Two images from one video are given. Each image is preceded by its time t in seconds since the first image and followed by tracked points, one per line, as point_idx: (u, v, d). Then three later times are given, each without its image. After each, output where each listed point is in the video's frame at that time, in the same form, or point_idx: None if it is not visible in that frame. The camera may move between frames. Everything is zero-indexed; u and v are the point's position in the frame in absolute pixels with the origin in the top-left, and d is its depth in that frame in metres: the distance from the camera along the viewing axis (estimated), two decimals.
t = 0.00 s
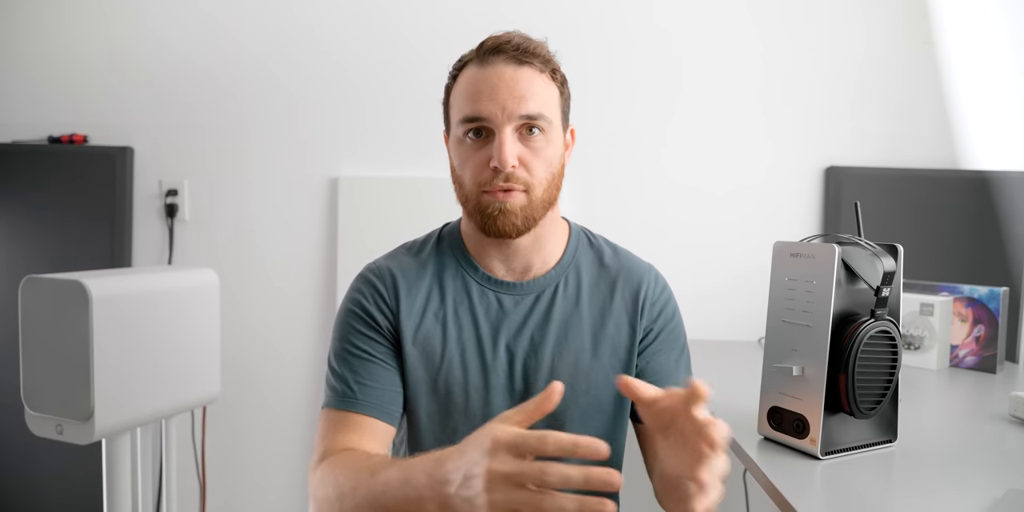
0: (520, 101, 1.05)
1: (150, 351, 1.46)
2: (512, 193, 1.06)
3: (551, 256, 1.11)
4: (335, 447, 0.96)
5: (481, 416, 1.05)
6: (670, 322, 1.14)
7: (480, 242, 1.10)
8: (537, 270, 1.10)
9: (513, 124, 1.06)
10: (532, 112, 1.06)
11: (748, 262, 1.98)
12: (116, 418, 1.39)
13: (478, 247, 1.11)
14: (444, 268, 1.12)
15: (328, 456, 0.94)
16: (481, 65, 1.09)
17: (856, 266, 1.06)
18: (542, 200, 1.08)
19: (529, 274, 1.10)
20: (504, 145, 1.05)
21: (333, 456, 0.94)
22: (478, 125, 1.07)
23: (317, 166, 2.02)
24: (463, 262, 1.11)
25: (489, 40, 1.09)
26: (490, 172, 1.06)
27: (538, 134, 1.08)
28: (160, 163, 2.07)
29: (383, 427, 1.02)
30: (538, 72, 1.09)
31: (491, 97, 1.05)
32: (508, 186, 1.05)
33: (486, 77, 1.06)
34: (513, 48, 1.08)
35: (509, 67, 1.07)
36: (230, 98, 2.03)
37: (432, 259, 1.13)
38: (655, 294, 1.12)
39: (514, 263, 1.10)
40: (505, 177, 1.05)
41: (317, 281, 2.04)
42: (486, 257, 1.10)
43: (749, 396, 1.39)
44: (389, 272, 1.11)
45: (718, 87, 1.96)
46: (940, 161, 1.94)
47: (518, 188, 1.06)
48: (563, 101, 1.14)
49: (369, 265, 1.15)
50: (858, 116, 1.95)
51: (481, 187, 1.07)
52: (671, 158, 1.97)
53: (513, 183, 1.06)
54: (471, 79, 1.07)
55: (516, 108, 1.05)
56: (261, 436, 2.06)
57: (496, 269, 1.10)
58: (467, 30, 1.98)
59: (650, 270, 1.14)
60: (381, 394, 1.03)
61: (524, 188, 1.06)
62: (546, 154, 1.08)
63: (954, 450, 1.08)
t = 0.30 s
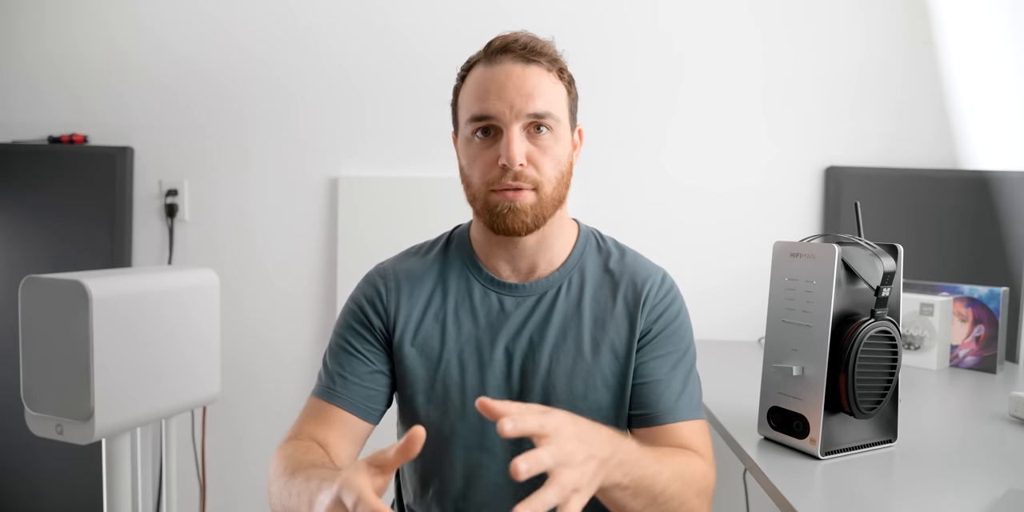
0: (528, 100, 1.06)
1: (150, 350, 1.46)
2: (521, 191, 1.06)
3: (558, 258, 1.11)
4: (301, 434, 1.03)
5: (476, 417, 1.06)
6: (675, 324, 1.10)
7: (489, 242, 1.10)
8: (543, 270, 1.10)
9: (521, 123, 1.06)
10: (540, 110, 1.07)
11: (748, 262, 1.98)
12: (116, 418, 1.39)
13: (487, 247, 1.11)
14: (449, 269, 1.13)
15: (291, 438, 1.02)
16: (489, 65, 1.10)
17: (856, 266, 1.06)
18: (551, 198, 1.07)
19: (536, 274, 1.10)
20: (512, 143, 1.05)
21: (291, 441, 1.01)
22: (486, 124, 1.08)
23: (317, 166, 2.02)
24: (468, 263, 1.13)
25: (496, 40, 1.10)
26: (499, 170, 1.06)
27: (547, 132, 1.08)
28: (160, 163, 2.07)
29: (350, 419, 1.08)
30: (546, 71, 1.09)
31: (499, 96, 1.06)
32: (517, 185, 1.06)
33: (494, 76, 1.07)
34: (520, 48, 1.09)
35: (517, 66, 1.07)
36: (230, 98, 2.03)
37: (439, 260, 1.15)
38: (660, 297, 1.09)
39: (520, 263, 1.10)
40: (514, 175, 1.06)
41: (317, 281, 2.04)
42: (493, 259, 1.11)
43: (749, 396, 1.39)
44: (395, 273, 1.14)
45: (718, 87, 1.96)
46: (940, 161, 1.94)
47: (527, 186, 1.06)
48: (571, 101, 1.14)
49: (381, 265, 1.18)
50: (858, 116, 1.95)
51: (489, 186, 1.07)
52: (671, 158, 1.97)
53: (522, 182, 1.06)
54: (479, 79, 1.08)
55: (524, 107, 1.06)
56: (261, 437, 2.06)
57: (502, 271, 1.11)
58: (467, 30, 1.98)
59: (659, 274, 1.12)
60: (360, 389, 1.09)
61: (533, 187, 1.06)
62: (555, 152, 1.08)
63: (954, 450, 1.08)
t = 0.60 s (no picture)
0: (516, 101, 1.06)
1: (150, 351, 1.46)
2: (514, 192, 1.06)
3: (559, 260, 1.11)
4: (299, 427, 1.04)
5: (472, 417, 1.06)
6: (675, 329, 1.08)
7: (488, 245, 1.11)
8: (543, 271, 1.10)
9: (510, 123, 1.06)
10: (529, 110, 1.06)
11: (748, 262, 1.98)
12: (117, 418, 1.39)
13: (486, 250, 1.12)
14: (451, 270, 1.14)
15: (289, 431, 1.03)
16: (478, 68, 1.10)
17: (856, 266, 1.06)
18: (545, 197, 1.07)
19: (536, 275, 1.10)
20: (502, 144, 1.05)
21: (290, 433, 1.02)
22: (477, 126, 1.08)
23: (317, 166, 2.02)
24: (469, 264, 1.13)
25: (484, 43, 1.11)
26: (490, 172, 1.06)
27: (537, 131, 1.07)
28: (160, 163, 2.07)
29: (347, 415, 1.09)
30: (534, 70, 1.08)
31: (487, 98, 1.06)
32: (509, 186, 1.06)
33: (481, 79, 1.07)
34: (506, 49, 1.09)
35: (503, 67, 1.07)
36: (231, 98, 2.03)
37: (441, 261, 1.16)
38: (660, 302, 1.08)
39: (520, 264, 1.10)
40: (505, 176, 1.05)
41: (317, 281, 2.03)
42: (493, 262, 1.11)
43: (749, 396, 1.39)
44: (398, 273, 1.15)
45: (718, 87, 1.96)
46: (940, 161, 1.94)
47: (519, 186, 1.06)
48: (564, 98, 1.14)
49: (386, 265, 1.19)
50: (858, 116, 1.95)
51: (483, 188, 1.07)
52: (670, 158, 1.97)
53: (514, 182, 1.06)
54: (469, 83, 1.08)
55: (512, 108, 1.06)
56: (261, 437, 2.06)
57: (503, 273, 1.11)
58: (467, 30, 1.97)
59: (662, 278, 1.11)
60: (359, 385, 1.10)
61: (526, 186, 1.06)
62: (547, 150, 1.07)
63: (955, 450, 1.08)
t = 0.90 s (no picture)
0: (496, 104, 1.06)
1: (150, 351, 1.46)
2: (501, 195, 1.07)
3: (557, 259, 1.10)
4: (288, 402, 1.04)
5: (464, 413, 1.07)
6: (670, 327, 1.04)
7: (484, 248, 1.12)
8: (541, 270, 1.10)
9: (493, 127, 1.07)
10: (510, 112, 1.07)
11: (749, 262, 1.98)
12: (117, 418, 1.40)
13: (483, 252, 1.13)
14: (452, 269, 1.16)
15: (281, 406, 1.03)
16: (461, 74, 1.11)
17: (856, 266, 1.06)
18: (533, 197, 1.07)
19: (534, 275, 1.10)
20: (484, 148, 1.06)
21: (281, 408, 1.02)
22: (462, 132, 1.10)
23: (317, 166, 2.02)
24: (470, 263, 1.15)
25: (466, 50, 1.12)
26: (476, 176, 1.07)
27: (520, 133, 1.07)
28: (160, 163, 2.07)
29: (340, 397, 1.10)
30: (515, 71, 1.09)
31: (468, 103, 1.07)
32: (494, 188, 1.06)
33: (463, 85, 1.08)
34: (486, 53, 1.09)
35: (484, 71, 1.08)
36: (231, 98, 2.03)
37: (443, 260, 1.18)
38: (655, 300, 1.05)
39: (518, 265, 1.10)
40: (490, 180, 1.06)
41: (317, 281, 2.03)
42: (491, 263, 1.12)
43: (750, 396, 1.39)
44: (402, 272, 1.18)
45: (718, 88, 1.96)
46: (940, 161, 1.94)
47: (505, 189, 1.06)
48: (551, 96, 1.13)
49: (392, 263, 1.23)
50: (858, 116, 1.95)
51: (470, 192, 1.08)
52: (670, 158, 1.97)
53: (500, 185, 1.07)
54: (452, 90, 1.10)
55: (493, 111, 1.06)
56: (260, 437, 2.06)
57: (501, 273, 1.12)
58: (466, 30, 1.97)
59: (662, 278, 1.08)
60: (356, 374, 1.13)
61: (511, 188, 1.07)
62: (532, 151, 1.07)
63: (955, 450, 1.08)
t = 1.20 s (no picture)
0: (490, 105, 1.06)
1: (150, 351, 1.46)
2: (492, 195, 1.07)
3: (552, 260, 1.10)
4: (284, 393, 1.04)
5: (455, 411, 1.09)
6: (654, 328, 1.00)
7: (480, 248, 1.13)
8: (536, 271, 1.10)
9: (486, 127, 1.07)
10: (503, 113, 1.06)
11: (748, 262, 1.98)
12: (117, 418, 1.40)
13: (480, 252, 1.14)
14: (452, 269, 1.17)
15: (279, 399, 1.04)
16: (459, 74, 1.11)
17: (856, 266, 1.06)
18: (524, 198, 1.07)
19: (529, 275, 1.11)
20: (476, 148, 1.06)
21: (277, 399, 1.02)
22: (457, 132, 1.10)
23: (317, 166, 2.02)
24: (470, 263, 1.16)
25: (465, 50, 1.12)
26: (468, 175, 1.08)
27: (513, 133, 1.07)
28: (160, 163, 2.07)
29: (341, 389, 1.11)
30: (511, 72, 1.08)
31: (463, 104, 1.07)
32: (486, 188, 1.07)
33: (459, 85, 1.08)
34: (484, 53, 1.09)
35: (480, 71, 1.08)
36: (231, 99, 2.03)
37: (445, 260, 1.19)
38: (643, 299, 1.02)
39: (514, 265, 1.11)
40: (481, 180, 1.06)
41: (317, 281, 2.03)
42: (487, 262, 1.13)
43: (749, 396, 1.39)
44: (403, 273, 1.19)
45: (718, 88, 1.96)
46: (940, 161, 1.94)
47: (496, 189, 1.06)
48: (549, 97, 1.13)
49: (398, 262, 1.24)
50: (858, 116, 1.95)
51: (463, 192, 1.09)
52: (670, 158, 1.97)
53: (491, 185, 1.07)
54: (449, 90, 1.10)
55: (486, 112, 1.06)
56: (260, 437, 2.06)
57: (497, 273, 1.12)
58: (466, 30, 1.97)
59: (655, 277, 1.05)
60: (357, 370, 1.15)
61: (502, 188, 1.07)
62: (525, 152, 1.07)
63: (954, 450, 1.08)
